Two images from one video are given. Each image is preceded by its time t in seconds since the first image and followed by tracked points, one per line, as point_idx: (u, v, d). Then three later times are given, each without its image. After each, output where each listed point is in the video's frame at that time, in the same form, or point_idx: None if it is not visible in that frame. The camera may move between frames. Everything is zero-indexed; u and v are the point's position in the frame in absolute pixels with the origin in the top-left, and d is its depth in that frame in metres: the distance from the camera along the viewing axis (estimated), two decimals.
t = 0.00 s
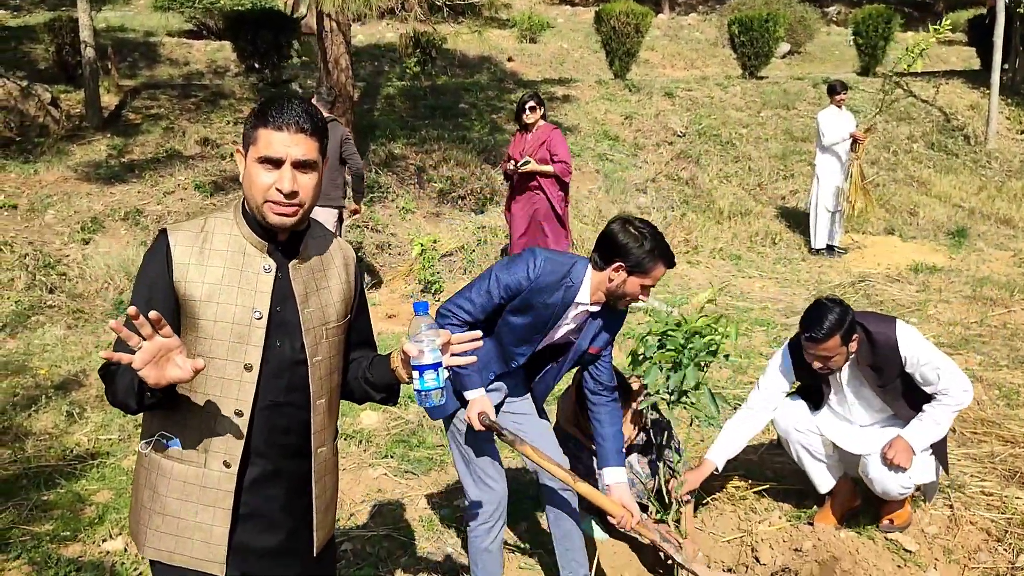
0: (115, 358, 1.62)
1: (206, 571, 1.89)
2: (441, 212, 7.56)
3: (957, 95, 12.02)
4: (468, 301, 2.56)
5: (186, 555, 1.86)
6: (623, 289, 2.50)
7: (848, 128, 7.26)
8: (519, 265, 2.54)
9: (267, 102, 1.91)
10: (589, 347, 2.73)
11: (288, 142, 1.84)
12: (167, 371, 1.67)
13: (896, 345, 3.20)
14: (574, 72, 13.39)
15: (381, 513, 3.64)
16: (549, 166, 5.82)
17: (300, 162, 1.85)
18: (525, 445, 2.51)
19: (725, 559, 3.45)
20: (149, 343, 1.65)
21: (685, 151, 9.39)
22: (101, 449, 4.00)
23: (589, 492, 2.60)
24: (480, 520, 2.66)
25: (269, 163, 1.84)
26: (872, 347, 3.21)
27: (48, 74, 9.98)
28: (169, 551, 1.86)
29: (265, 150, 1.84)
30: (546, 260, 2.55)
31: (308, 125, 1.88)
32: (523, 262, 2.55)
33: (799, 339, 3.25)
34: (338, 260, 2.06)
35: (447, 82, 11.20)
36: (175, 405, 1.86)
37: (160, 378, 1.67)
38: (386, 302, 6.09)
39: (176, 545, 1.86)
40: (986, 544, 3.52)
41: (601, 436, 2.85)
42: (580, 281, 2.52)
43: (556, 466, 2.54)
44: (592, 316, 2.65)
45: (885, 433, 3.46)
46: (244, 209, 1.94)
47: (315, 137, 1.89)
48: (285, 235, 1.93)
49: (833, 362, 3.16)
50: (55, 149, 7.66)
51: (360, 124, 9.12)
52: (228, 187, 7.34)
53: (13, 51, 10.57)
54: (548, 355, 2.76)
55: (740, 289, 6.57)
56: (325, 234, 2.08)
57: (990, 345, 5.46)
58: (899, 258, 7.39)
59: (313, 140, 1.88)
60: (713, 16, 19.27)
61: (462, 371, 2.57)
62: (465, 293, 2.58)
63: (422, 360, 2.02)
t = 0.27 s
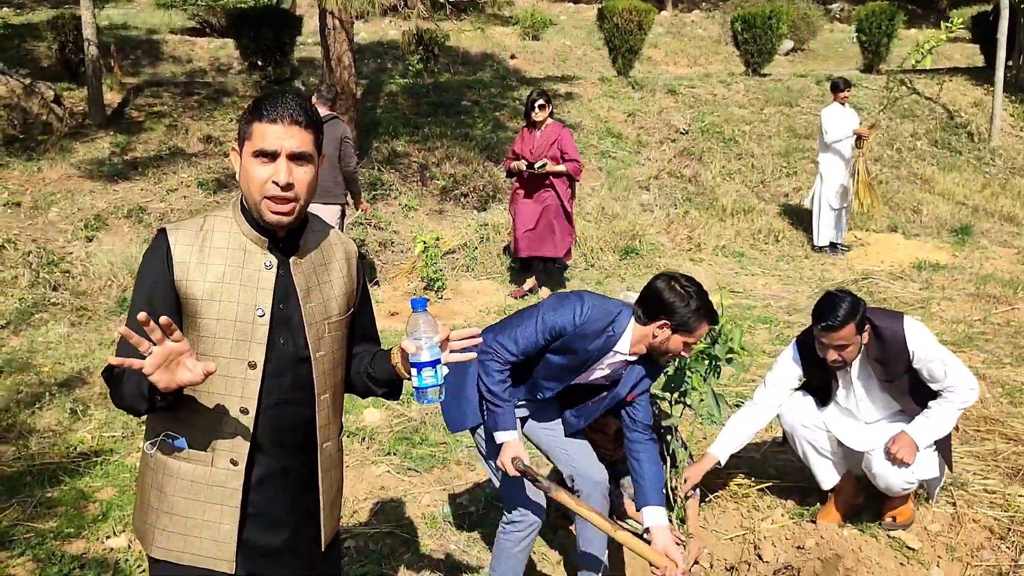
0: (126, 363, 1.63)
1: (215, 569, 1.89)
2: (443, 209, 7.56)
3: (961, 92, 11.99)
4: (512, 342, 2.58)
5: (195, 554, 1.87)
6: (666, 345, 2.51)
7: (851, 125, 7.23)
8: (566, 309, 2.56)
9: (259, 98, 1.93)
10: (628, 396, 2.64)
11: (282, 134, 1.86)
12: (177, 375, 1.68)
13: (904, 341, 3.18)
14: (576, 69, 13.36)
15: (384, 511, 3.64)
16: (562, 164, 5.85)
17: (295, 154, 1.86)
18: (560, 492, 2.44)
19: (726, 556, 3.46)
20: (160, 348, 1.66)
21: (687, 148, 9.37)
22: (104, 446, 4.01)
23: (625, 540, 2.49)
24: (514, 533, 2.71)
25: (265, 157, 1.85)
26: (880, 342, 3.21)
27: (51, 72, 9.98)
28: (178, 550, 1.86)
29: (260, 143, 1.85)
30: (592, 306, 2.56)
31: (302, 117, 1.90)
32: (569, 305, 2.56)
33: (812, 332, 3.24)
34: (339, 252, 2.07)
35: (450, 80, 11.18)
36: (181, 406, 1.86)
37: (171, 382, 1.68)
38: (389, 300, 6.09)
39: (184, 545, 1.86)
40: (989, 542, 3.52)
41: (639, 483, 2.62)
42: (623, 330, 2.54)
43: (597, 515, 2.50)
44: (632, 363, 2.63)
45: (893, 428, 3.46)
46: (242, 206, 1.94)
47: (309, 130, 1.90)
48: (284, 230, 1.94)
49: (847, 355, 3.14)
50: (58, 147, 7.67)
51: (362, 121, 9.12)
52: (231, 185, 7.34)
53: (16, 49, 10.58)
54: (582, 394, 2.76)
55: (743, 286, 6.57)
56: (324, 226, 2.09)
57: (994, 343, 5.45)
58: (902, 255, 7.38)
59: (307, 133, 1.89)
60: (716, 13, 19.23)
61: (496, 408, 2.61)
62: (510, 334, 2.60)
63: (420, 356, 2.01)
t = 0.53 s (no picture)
0: (142, 358, 1.64)
1: (221, 563, 1.90)
2: (444, 207, 7.56)
3: (962, 90, 11.98)
4: (571, 393, 2.48)
5: (201, 547, 1.87)
6: (698, 394, 2.62)
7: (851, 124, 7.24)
8: (619, 356, 2.54)
9: (254, 92, 1.94)
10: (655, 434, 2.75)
11: (276, 125, 1.86)
12: (191, 369, 1.67)
13: (908, 335, 3.19)
14: (577, 67, 13.36)
15: (385, 509, 3.65)
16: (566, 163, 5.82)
17: (289, 144, 1.86)
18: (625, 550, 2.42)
19: (726, 555, 3.47)
20: (175, 341, 1.66)
21: (688, 146, 9.36)
22: (106, 445, 4.01)
23: None
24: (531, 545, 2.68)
25: (259, 147, 1.85)
26: (886, 340, 3.22)
27: (52, 70, 9.98)
28: (184, 543, 1.87)
29: (254, 134, 1.86)
30: (642, 353, 2.58)
31: (296, 108, 1.91)
32: (620, 352, 2.56)
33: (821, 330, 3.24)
34: (337, 247, 2.08)
35: (450, 78, 11.18)
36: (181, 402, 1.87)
37: (185, 376, 1.67)
38: (390, 298, 6.09)
39: (190, 538, 1.87)
40: (990, 540, 3.52)
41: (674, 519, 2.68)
42: (664, 376, 2.59)
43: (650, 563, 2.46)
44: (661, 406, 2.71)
45: (898, 426, 3.45)
46: (240, 201, 1.94)
47: (303, 120, 1.91)
48: (281, 223, 1.95)
49: (855, 350, 3.14)
50: (59, 145, 7.67)
51: (363, 119, 9.11)
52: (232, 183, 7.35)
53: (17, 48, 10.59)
54: (614, 430, 2.77)
55: (744, 284, 6.57)
56: (320, 220, 2.10)
57: (995, 342, 5.44)
58: (903, 254, 7.37)
59: (301, 122, 1.90)
60: (717, 11, 19.20)
61: (552, 465, 2.44)
62: (567, 384, 2.50)
63: (406, 351, 2.04)
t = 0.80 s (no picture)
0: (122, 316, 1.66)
1: (215, 557, 1.90)
2: (443, 207, 7.56)
3: (961, 89, 11.98)
4: (567, 400, 2.45)
5: (195, 542, 1.88)
6: (697, 396, 2.59)
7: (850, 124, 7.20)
8: (615, 360, 2.51)
9: (249, 93, 1.95)
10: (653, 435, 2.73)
11: (269, 126, 1.87)
12: (172, 333, 1.70)
13: (910, 333, 3.21)
14: (576, 66, 13.34)
15: (384, 508, 3.64)
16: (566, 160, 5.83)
17: (281, 145, 1.87)
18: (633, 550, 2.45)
19: (725, 554, 3.46)
20: (155, 302, 1.69)
21: (688, 146, 9.36)
22: (104, 444, 4.01)
23: None
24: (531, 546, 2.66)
25: (252, 147, 1.86)
26: (889, 338, 3.23)
27: (51, 70, 9.97)
28: (179, 538, 1.88)
29: (247, 134, 1.86)
30: (640, 356, 2.54)
31: (289, 110, 1.91)
32: (617, 355, 2.52)
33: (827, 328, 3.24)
34: (331, 245, 2.07)
35: (449, 77, 11.17)
36: (176, 396, 1.88)
37: (165, 341, 1.69)
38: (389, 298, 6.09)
39: (184, 533, 1.88)
40: (989, 539, 3.52)
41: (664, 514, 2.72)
42: (663, 377, 2.56)
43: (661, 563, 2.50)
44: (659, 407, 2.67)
45: (899, 424, 3.46)
46: (235, 199, 1.97)
47: (297, 121, 1.91)
48: (274, 220, 1.96)
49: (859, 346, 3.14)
50: (58, 145, 7.66)
51: (362, 118, 9.10)
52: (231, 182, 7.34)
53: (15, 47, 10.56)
54: (615, 430, 2.76)
55: (743, 284, 6.57)
56: (314, 218, 2.10)
57: (994, 341, 5.44)
58: (902, 253, 7.37)
59: (294, 124, 1.90)
60: (716, 10, 19.18)
61: (552, 470, 2.42)
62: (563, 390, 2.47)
63: (395, 320, 2.13)
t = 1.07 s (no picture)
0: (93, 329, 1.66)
1: (210, 556, 1.91)
2: (442, 208, 7.56)
3: (960, 91, 11.99)
4: (529, 379, 2.47)
5: (190, 542, 1.89)
6: (675, 373, 2.54)
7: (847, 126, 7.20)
8: (579, 341, 2.49)
9: (244, 98, 1.95)
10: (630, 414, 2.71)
11: (263, 133, 1.87)
12: (145, 343, 1.71)
13: (910, 333, 3.22)
14: (575, 68, 13.35)
15: (382, 509, 3.65)
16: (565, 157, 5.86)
17: (275, 152, 1.87)
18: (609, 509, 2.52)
19: (723, 555, 3.47)
20: (126, 313, 1.69)
21: (687, 147, 9.36)
22: (103, 445, 4.01)
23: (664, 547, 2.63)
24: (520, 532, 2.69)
25: (246, 154, 1.86)
26: (888, 335, 3.25)
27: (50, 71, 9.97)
28: (174, 538, 1.89)
29: (242, 141, 1.87)
30: (605, 336, 2.51)
31: (283, 117, 1.91)
32: (581, 337, 2.50)
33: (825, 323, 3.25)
34: (325, 248, 2.07)
35: (449, 78, 11.18)
36: (169, 396, 1.89)
37: (139, 351, 1.70)
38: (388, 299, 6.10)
39: (179, 532, 1.89)
40: (987, 540, 3.53)
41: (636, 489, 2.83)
42: (634, 357, 2.52)
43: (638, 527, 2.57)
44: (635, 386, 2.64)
45: (898, 424, 3.47)
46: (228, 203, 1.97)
47: (291, 128, 1.91)
48: (267, 224, 1.96)
49: (859, 339, 3.14)
50: (57, 146, 7.66)
51: (361, 120, 9.11)
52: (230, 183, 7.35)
53: (14, 48, 10.56)
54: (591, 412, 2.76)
55: (742, 285, 6.58)
56: (307, 221, 2.10)
57: (992, 342, 5.45)
58: (901, 254, 7.38)
59: (288, 131, 1.90)
60: (715, 11, 19.20)
61: (520, 443, 2.49)
62: (524, 370, 2.48)
63: (386, 332, 2.18)
